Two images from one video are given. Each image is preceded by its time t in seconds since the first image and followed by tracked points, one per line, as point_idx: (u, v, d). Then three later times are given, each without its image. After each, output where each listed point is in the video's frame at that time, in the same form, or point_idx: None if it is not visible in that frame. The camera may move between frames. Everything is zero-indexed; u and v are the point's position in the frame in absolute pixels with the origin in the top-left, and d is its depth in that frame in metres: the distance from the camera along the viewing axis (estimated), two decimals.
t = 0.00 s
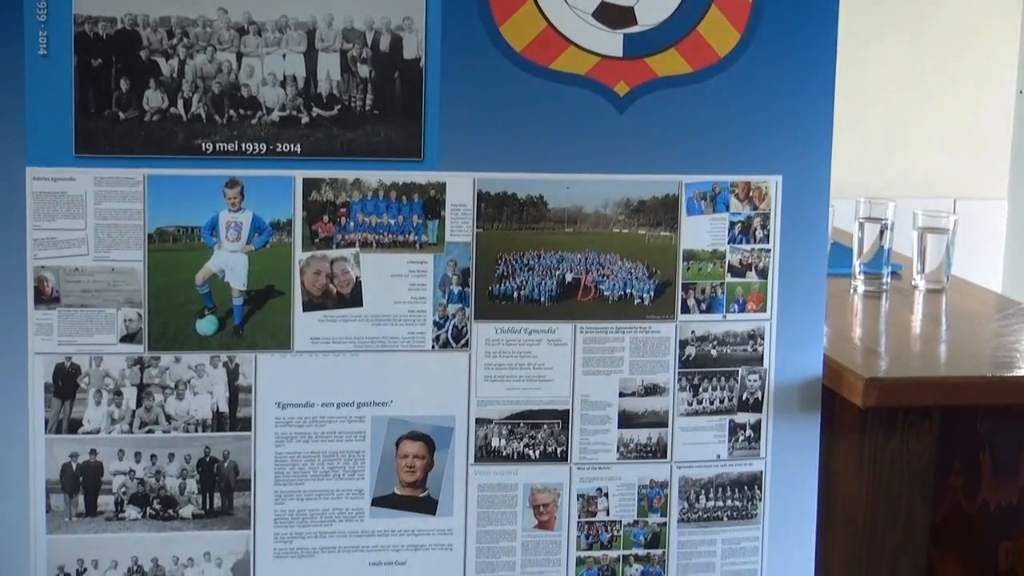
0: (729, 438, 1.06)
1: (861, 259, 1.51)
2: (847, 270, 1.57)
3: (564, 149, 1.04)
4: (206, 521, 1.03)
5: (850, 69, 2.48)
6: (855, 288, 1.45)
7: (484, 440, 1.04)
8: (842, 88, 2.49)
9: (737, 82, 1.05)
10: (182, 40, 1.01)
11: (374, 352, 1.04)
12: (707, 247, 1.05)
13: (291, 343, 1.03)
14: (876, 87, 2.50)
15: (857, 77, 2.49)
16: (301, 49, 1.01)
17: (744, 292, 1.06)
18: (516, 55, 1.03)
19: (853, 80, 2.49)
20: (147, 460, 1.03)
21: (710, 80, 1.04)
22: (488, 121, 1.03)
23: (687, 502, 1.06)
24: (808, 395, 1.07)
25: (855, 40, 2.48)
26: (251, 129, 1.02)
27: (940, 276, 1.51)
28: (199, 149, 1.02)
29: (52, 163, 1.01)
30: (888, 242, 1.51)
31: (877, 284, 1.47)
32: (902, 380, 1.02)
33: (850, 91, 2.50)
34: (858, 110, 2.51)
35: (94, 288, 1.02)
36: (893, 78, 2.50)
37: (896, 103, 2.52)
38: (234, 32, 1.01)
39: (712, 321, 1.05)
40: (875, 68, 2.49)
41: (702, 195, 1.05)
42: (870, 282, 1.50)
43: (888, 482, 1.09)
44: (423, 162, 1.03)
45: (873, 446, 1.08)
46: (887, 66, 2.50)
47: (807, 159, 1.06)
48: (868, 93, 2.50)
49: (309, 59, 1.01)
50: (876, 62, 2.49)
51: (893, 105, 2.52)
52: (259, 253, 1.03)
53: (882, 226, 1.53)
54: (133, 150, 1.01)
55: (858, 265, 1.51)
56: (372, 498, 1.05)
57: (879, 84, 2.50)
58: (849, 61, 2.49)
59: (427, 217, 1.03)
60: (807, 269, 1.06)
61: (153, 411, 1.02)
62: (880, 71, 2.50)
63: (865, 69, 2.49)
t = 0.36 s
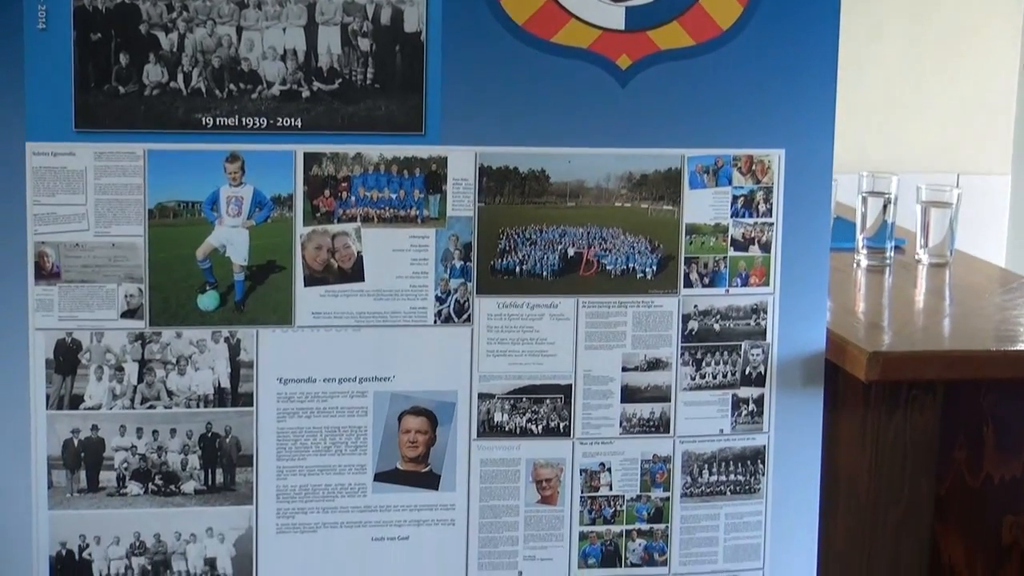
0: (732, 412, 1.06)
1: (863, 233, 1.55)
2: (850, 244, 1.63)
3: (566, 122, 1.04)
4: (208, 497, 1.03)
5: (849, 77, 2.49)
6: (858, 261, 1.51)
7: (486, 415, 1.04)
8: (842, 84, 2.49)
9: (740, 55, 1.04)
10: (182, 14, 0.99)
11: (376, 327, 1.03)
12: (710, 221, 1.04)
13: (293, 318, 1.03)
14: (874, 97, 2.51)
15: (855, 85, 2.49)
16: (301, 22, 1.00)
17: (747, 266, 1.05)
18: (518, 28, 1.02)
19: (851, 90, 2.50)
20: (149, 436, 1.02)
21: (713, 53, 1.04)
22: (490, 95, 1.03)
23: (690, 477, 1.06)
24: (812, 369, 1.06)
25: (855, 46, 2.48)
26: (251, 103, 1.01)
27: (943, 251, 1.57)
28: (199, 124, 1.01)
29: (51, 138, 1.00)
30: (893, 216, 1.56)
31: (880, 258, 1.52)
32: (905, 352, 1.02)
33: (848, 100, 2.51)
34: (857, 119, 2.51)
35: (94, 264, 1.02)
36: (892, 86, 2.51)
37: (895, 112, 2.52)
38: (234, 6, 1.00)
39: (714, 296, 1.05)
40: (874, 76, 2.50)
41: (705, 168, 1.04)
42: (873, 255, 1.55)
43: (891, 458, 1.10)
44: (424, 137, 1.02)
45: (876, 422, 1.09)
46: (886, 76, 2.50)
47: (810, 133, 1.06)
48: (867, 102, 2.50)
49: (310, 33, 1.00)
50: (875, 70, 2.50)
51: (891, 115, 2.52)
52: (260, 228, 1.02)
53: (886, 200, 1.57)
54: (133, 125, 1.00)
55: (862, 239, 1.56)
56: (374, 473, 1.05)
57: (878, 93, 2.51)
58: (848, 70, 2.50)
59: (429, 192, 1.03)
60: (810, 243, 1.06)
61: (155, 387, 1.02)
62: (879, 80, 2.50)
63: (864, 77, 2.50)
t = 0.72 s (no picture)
0: (734, 388, 1.06)
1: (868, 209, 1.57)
2: (854, 220, 1.65)
3: (568, 97, 1.03)
4: (211, 473, 1.03)
5: (852, 73, 2.53)
6: (860, 236, 1.53)
7: (489, 391, 1.04)
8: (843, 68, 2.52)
9: (743, 30, 1.04)
10: None
11: (378, 303, 1.03)
12: (712, 196, 1.04)
13: (295, 294, 1.03)
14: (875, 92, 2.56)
15: (858, 87, 2.52)
16: None
17: (750, 242, 1.05)
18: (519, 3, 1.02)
19: (852, 93, 2.54)
20: (152, 412, 1.02)
21: (716, 28, 1.03)
22: (492, 69, 1.02)
23: (693, 453, 1.06)
24: (815, 345, 1.06)
25: (856, 47, 2.53)
26: (253, 79, 1.01)
27: (948, 225, 1.59)
28: (201, 100, 1.00)
29: (53, 114, 1.00)
30: (894, 192, 1.58)
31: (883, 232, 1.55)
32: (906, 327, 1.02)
33: (850, 100, 2.54)
34: (858, 108, 2.56)
35: (95, 240, 1.01)
36: (892, 81, 2.55)
37: (896, 102, 2.56)
38: None
39: (717, 271, 1.05)
40: (875, 72, 2.54)
41: (708, 143, 1.04)
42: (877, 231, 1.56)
43: (893, 434, 1.10)
44: (425, 112, 1.02)
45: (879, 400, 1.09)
46: (887, 76, 2.54)
47: (813, 108, 1.05)
48: (869, 92, 2.54)
49: (311, 8, 0.99)
50: (877, 71, 2.54)
51: (893, 105, 2.56)
52: (262, 205, 1.02)
53: (889, 175, 1.60)
54: (135, 101, 1.00)
55: (864, 215, 1.58)
56: (377, 449, 1.05)
57: (879, 94, 2.55)
58: (850, 72, 2.53)
59: (431, 167, 1.03)
60: (814, 218, 1.06)
61: (157, 363, 1.02)
62: (880, 70, 2.54)
63: (867, 67, 2.53)
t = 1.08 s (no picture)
0: (741, 369, 1.06)
1: (873, 191, 1.62)
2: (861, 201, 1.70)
3: (574, 79, 1.02)
4: (217, 455, 1.03)
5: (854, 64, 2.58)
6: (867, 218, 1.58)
7: (495, 372, 1.04)
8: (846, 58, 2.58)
9: (750, 10, 1.03)
10: None
11: (384, 285, 1.03)
12: (719, 178, 1.04)
13: (301, 276, 1.02)
14: (875, 83, 2.62)
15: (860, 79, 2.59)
16: None
17: (756, 223, 1.05)
18: None
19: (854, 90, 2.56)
20: (158, 394, 1.02)
21: (723, 8, 1.02)
22: (497, 51, 1.02)
23: (699, 434, 1.06)
24: (822, 327, 1.06)
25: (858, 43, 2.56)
26: (258, 60, 1.00)
27: (954, 206, 1.63)
28: (206, 81, 1.00)
29: (57, 95, 0.99)
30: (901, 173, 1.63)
31: (889, 213, 1.60)
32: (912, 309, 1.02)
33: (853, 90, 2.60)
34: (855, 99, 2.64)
35: (100, 222, 1.01)
36: (890, 74, 2.62)
37: (895, 93, 2.63)
38: None
39: (724, 253, 1.04)
40: (872, 65, 2.62)
41: (714, 125, 1.04)
42: (883, 212, 1.61)
43: (899, 414, 1.14)
44: (431, 94, 1.02)
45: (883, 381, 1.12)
46: (881, 76, 2.63)
47: (820, 89, 1.05)
48: (867, 84, 2.62)
49: None
50: (875, 63, 2.62)
51: (893, 95, 2.62)
52: (268, 186, 1.02)
53: (895, 156, 1.65)
54: (139, 83, 0.99)
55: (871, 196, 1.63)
56: (383, 431, 1.05)
57: (877, 86, 2.62)
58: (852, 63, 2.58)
59: (436, 148, 1.02)
60: (820, 200, 1.06)
61: (162, 344, 1.02)
62: (876, 62, 2.62)
63: (863, 59, 2.62)
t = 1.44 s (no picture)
0: (754, 353, 1.06)
1: (885, 174, 1.68)
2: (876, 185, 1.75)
3: (587, 61, 1.02)
4: (230, 438, 1.03)
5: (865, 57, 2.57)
6: (880, 201, 1.62)
7: (508, 355, 1.04)
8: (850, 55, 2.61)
9: None
10: None
11: (397, 268, 1.03)
12: (732, 161, 1.04)
13: (313, 259, 1.02)
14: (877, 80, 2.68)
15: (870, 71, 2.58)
16: None
17: (769, 206, 1.05)
18: None
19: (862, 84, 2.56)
20: (171, 376, 1.02)
21: None
22: (510, 34, 1.01)
23: (712, 418, 1.06)
24: (835, 311, 1.06)
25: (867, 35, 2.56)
26: (270, 43, 1.00)
27: (967, 190, 1.67)
28: (219, 64, 1.00)
29: (70, 78, 0.99)
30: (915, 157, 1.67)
31: (903, 198, 1.64)
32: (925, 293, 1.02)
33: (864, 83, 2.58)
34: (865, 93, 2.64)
35: (113, 205, 1.01)
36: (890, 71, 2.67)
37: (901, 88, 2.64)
38: None
39: (737, 236, 1.04)
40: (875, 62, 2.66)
41: (727, 108, 1.03)
42: (897, 196, 1.66)
43: (909, 398, 1.21)
44: (444, 76, 1.01)
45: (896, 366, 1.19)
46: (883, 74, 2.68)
47: (833, 72, 1.04)
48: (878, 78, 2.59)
49: None
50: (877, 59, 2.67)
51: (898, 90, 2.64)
52: (281, 169, 1.01)
53: (909, 140, 1.68)
54: (152, 65, 0.99)
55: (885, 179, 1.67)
56: (396, 414, 1.05)
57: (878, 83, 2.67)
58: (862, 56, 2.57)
59: (449, 131, 1.02)
60: (834, 184, 1.05)
61: (176, 327, 1.02)
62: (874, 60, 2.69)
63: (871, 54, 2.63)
